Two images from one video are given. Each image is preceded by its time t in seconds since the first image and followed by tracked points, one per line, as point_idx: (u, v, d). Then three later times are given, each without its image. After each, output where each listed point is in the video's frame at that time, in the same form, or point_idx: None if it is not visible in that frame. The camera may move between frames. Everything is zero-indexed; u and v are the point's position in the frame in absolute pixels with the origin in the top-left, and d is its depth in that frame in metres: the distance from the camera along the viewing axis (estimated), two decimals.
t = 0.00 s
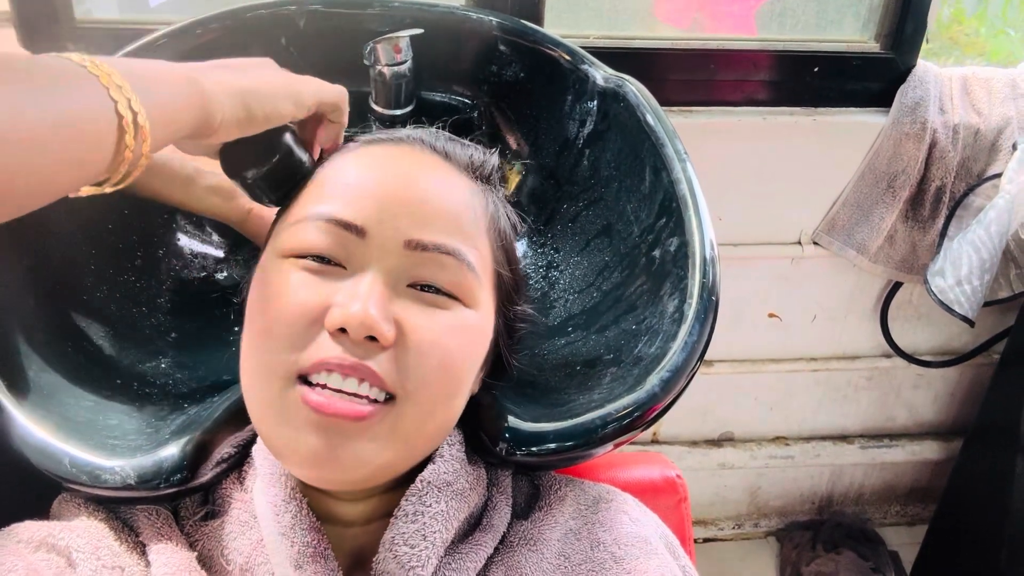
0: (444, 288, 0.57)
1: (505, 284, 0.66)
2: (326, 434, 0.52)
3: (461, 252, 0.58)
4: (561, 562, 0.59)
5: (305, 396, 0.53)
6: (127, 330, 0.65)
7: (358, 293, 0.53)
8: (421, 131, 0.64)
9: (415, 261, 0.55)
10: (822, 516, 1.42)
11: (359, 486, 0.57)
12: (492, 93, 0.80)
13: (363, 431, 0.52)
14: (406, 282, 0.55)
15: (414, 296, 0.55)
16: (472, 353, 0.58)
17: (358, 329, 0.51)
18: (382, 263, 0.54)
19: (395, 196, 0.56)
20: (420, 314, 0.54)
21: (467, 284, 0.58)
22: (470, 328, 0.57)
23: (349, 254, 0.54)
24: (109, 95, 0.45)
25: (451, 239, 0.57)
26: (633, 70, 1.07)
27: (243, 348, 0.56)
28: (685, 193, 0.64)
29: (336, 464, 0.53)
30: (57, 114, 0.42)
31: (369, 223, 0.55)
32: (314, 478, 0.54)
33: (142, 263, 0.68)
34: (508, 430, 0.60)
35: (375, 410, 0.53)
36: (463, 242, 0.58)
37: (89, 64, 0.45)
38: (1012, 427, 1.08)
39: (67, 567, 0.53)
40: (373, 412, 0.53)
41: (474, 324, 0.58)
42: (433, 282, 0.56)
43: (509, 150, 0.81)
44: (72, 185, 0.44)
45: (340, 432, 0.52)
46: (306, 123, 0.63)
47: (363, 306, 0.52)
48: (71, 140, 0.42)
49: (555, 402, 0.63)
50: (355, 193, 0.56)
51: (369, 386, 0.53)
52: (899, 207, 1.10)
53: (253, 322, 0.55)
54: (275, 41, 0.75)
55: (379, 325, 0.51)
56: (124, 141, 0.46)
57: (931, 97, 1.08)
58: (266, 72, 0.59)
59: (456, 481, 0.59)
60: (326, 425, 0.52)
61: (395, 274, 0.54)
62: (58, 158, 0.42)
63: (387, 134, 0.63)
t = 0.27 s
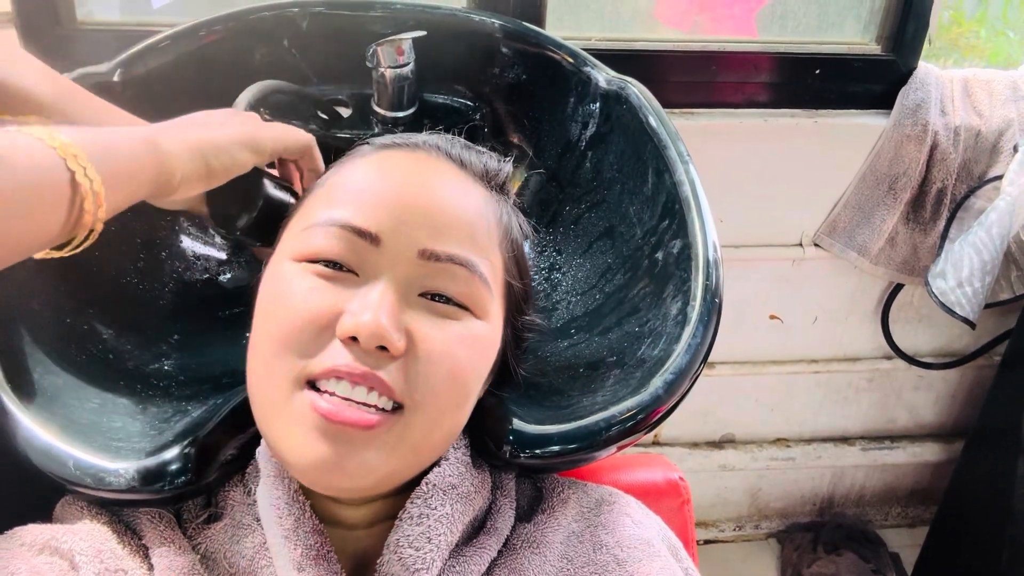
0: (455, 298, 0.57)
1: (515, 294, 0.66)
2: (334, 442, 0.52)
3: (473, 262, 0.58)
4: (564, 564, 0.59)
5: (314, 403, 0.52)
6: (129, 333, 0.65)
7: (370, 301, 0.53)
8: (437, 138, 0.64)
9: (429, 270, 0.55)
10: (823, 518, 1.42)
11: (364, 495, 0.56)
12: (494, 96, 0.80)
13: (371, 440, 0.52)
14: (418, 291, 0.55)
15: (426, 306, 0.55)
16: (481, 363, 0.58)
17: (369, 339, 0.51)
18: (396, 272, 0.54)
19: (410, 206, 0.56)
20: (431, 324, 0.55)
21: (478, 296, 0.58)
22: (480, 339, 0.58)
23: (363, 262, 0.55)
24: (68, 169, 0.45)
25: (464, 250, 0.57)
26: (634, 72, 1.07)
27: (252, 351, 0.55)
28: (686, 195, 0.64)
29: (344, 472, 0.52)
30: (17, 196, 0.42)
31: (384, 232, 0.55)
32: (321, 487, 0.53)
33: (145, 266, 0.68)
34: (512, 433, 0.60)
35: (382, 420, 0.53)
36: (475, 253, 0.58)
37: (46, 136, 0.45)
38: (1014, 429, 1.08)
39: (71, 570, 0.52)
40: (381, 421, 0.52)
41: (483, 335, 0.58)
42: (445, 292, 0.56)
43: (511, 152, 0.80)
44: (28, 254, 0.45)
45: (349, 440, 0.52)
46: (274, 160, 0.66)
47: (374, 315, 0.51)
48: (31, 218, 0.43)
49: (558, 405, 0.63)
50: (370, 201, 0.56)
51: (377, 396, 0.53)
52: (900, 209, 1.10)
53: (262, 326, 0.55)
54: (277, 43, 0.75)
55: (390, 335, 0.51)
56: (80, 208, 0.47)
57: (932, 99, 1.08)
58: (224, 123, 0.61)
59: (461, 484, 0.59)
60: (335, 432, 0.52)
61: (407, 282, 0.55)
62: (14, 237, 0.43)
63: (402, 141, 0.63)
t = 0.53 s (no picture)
0: (464, 306, 0.57)
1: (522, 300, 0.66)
2: (344, 444, 0.51)
3: (483, 269, 0.58)
4: (564, 566, 0.59)
5: (327, 404, 0.52)
6: (131, 334, 0.65)
7: (381, 310, 0.53)
8: (445, 143, 0.65)
9: (439, 278, 0.55)
10: (822, 520, 1.41)
11: (371, 499, 0.57)
12: (494, 98, 0.80)
13: (381, 443, 0.52)
14: (428, 298, 0.55)
15: (436, 313, 0.55)
16: (490, 368, 0.58)
17: (380, 348, 0.51)
18: (406, 279, 0.55)
19: (421, 213, 0.56)
20: (442, 331, 0.55)
21: (488, 303, 0.58)
22: (490, 346, 0.58)
23: (373, 269, 0.55)
24: (121, 116, 0.46)
25: (475, 257, 0.58)
26: (634, 75, 1.07)
27: (259, 355, 0.55)
28: (685, 197, 0.64)
29: (353, 475, 0.52)
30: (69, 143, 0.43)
31: (395, 239, 0.55)
32: (328, 489, 0.53)
33: (145, 267, 0.67)
34: (511, 433, 0.60)
35: (393, 422, 0.52)
36: (486, 260, 0.59)
37: (100, 81, 0.46)
38: (1013, 431, 1.08)
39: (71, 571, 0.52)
40: (392, 423, 0.52)
41: (491, 342, 0.58)
42: (455, 299, 0.56)
43: (509, 153, 0.80)
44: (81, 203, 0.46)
45: (359, 443, 0.52)
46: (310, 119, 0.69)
47: (385, 324, 0.52)
48: (82, 167, 0.44)
49: (557, 406, 0.63)
50: (381, 207, 0.56)
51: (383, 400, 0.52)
52: (899, 211, 1.10)
53: (271, 331, 0.55)
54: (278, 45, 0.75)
55: (401, 343, 0.52)
56: (134, 155, 0.48)
57: (931, 102, 1.09)
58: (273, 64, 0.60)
59: (462, 486, 0.60)
60: (345, 435, 0.51)
61: (417, 289, 0.55)
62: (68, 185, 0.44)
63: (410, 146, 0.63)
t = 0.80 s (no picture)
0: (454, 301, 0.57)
1: (512, 295, 0.67)
2: (336, 442, 0.51)
3: (472, 262, 0.58)
4: (563, 570, 0.59)
5: (318, 400, 0.51)
6: (130, 336, 0.64)
7: (371, 305, 0.52)
8: (430, 141, 0.65)
9: (429, 271, 0.55)
10: (823, 523, 1.41)
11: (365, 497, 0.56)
12: (494, 99, 0.80)
13: (376, 439, 0.52)
14: (418, 293, 0.55)
15: (427, 307, 0.55)
16: (483, 363, 0.58)
17: (371, 342, 0.51)
18: (396, 274, 0.54)
19: (409, 208, 0.57)
20: (434, 325, 0.55)
21: (477, 296, 0.58)
22: (482, 340, 0.58)
23: (363, 265, 0.54)
24: (269, 42, 0.42)
25: (463, 251, 0.58)
26: (634, 78, 1.07)
27: (254, 358, 0.55)
28: (685, 199, 0.65)
29: (347, 472, 0.52)
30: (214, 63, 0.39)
31: (383, 234, 0.55)
32: (323, 487, 0.53)
33: (144, 270, 0.67)
34: (510, 435, 0.59)
35: (386, 417, 0.52)
36: (474, 253, 0.59)
37: (250, 8, 0.42)
38: (1014, 434, 1.08)
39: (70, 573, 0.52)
40: (385, 419, 0.52)
41: (483, 338, 0.58)
42: (445, 293, 0.56)
43: (508, 156, 0.81)
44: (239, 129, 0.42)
45: (352, 440, 0.51)
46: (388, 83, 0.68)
47: (376, 318, 0.51)
48: (234, 95, 0.40)
49: (556, 408, 0.63)
50: (368, 203, 0.57)
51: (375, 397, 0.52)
52: (900, 214, 1.10)
53: (263, 332, 0.55)
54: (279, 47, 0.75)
55: (393, 338, 0.51)
56: (281, 94, 0.43)
57: (931, 105, 1.08)
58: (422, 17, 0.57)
59: (461, 489, 0.60)
60: (338, 432, 0.51)
61: (407, 284, 0.55)
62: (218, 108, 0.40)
63: (396, 143, 0.64)
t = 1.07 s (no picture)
0: (422, 286, 0.56)
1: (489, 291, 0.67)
2: (315, 441, 0.51)
3: (434, 246, 0.58)
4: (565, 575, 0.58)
5: (294, 405, 0.52)
6: (132, 339, 0.65)
7: (333, 300, 0.52)
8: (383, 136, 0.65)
9: (388, 259, 0.55)
10: (824, 529, 1.41)
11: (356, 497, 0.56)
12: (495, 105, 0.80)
13: (354, 434, 0.52)
14: (382, 284, 0.55)
15: (392, 296, 0.55)
16: (461, 350, 0.58)
17: (335, 335, 0.51)
18: (356, 268, 0.54)
19: (362, 200, 0.56)
20: (400, 312, 0.54)
21: (444, 280, 0.58)
22: (454, 323, 0.57)
23: (323, 265, 0.54)
24: (310, 59, 0.42)
25: (424, 236, 0.57)
26: (635, 83, 1.08)
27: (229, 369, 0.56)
28: (686, 203, 0.65)
29: (332, 472, 0.52)
30: (250, 79, 0.39)
31: (338, 231, 0.55)
32: (309, 490, 0.53)
33: (147, 275, 0.67)
34: (511, 437, 0.60)
35: (364, 411, 0.52)
36: (436, 237, 0.58)
37: (300, 30, 0.43)
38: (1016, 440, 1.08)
39: None
40: (363, 412, 0.52)
41: (456, 321, 0.58)
42: (409, 280, 0.56)
43: (510, 160, 0.81)
44: (263, 157, 0.41)
45: (332, 438, 0.51)
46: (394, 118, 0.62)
47: (338, 311, 0.51)
48: (275, 113, 0.40)
49: (557, 410, 0.63)
50: (323, 202, 0.56)
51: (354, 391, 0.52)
52: (901, 219, 1.10)
53: (236, 344, 0.55)
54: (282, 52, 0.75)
55: (358, 328, 0.51)
56: (329, 118, 0.43)
57: (932, 110, 1.09)
58: (456, 69, 0.60)
59: (461, 494, 0.60)
60: (316, 431, 0.51)
61: (368, 277, 0.54)
62: (250, 129, 0.39)
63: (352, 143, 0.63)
